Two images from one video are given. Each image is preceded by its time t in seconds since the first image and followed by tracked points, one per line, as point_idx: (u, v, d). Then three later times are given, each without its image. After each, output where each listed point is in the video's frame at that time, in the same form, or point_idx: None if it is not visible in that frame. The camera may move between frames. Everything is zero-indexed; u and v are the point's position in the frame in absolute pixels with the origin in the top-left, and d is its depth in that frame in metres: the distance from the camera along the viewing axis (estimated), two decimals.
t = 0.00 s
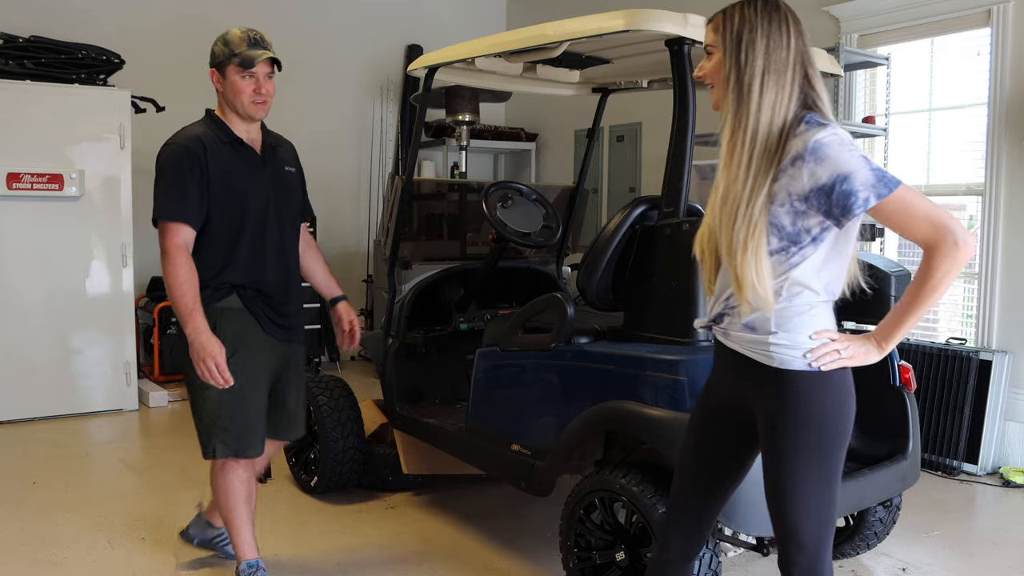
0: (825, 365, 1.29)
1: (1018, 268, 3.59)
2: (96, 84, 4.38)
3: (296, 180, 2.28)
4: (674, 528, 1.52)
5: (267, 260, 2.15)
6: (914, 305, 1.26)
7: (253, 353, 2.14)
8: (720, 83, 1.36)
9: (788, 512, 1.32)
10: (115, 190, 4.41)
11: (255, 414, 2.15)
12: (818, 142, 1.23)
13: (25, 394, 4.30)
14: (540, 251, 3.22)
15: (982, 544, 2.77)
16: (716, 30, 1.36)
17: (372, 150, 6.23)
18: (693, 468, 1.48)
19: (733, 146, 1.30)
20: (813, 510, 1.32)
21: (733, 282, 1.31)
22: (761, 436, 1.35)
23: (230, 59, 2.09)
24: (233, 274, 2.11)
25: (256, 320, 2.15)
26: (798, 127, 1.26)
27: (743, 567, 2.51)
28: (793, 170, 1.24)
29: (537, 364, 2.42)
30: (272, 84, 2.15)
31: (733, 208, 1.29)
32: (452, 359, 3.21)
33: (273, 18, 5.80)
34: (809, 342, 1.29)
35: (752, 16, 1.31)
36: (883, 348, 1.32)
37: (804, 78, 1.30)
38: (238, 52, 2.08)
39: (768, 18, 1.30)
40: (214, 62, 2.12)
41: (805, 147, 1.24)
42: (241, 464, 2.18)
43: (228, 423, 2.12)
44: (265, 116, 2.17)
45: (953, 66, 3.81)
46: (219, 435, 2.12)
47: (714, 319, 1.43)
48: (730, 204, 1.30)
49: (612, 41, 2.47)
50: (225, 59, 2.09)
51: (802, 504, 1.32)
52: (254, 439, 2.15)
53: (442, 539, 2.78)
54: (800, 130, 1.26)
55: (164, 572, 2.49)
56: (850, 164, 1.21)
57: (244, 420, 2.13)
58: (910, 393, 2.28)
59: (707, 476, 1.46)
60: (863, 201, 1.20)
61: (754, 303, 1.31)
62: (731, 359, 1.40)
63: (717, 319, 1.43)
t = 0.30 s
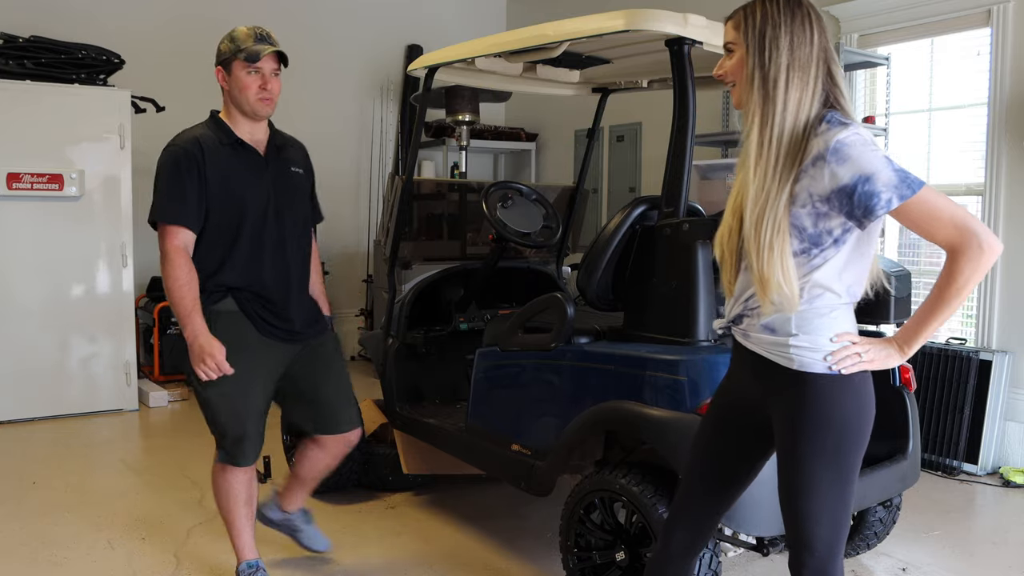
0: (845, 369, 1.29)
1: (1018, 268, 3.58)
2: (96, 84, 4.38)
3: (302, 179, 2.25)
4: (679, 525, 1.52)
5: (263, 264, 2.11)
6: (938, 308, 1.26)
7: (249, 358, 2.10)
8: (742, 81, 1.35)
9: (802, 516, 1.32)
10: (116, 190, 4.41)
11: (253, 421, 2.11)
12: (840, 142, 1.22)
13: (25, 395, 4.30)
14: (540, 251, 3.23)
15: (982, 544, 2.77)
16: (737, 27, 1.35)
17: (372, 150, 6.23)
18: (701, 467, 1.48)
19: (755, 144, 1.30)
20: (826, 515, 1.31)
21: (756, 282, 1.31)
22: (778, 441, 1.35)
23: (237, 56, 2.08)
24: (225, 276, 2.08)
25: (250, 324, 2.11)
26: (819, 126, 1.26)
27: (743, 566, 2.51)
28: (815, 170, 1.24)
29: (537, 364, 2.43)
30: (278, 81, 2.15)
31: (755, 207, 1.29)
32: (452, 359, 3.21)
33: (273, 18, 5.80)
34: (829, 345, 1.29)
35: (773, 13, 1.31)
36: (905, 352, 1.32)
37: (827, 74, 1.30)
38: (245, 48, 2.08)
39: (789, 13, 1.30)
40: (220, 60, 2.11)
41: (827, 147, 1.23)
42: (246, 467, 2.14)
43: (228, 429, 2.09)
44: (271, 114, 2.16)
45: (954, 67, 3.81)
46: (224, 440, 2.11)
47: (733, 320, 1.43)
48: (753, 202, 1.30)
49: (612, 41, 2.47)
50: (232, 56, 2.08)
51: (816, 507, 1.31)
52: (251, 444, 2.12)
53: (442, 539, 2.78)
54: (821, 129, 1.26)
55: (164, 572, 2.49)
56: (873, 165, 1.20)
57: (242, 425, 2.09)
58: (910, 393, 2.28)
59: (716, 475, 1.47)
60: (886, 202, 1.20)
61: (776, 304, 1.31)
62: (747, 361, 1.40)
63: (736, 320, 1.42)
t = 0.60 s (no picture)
0: (861, 366, 1.29)
1: (1018, 268, 3.58)
2: (96, 84, 4.38)
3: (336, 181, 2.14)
4: (679, 525, 1.53)
5: (288, 270, 2.05)
6: (946, 303, 1.27)
7: (252, 365, 2.04)
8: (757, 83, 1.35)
9: (807, 517, 1.32)
10: (115, 190, 4.41)
11: (256, 424, 2.06)
12: (851, 142, 1.22)
13: (24, 394, 4.30)
14: (540, 251, 3.23)
15: (982, 544, 2.77)
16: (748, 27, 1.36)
17: (372, 150, 6.23)
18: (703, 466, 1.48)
19: (767, 144, 1.30)
20: (832, 516, 1.31)
21: (769, 281, 1.31)
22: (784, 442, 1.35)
23: (232, 61, 2.01)
24: (234, 280, 2.01)
25: (261, 327, 2.04)
26: (831, 126, 1.26)
27: (743, 566, 2.51)
28: (828, 170, 1.24)
29: (537, 365, 2.43)
30: (277, 78, 2.02)
31: (767, 208, 1.29)
32: (452, 359, 3.22)
33: (273, 18, 5.80)
34: (843, 345, 1.29)
35: (784, 13, 1.31)
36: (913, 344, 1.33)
37: (839, 72, 1.30)
38: (236, 52, 2.00)
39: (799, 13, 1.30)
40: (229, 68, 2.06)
41: (839, 148, 1.23)
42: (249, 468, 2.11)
43: (229, 427, 2.05)
44: (277, 113, 2.04)
45: (953, 67, 3.81)
46: (226, 441, 2.07)
47: (745, 320, 1.43)
48: (765, 202, 1.30)
49: (612, 41, 2.47)
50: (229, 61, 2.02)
51: (822, 510, 1.31)
52: (254, 449, 2.07)
53: (442, 540, 2.78)
54: (833, 129, 1.25)
55: (164, 572, 2.49)
56: (886, 165, 1.20)
57: (242, 427, 2.05)
58: (910, 392, 2.29)
59: (719, 476, 1.47)
60: (898, 203, 1.20)
61: (790, 304, 1.31)
62: (753, 360, 1.41)
63: (748, 319, 1.42)
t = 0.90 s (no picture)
0: (864, 362, 1.29)
1: (1018, 268, 3.58)
2: (96, 84, 4.38)
3: (379, 194, 2.13)
4: (678, 522, 1.53)
5: (320, 272, 2.02)
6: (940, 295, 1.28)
7: (281, 365, 2.02)
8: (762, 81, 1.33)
9: (806, 517, 1.32)
10: (116, 190, 4.41)
11: (288, 423, 2.04)
12: (851, 139, 1.23)
13: (24, 394, 4.30)
14: (540, 251, 3.23)
15: (982, 544, 2.77)
16: (755, 25, 1.32)
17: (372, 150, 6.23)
18: (702, 465, 1.48)
19: (769, 142, 1.30)
20: (831, 516, 1.31)
21: (770, 278, 1.31)
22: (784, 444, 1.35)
23: (273, 55, 2.00)
24: (264, 282, 1.99)
25: (287, 328, 2.02)
26: (829, 124, 1.27)
27: (743, 566, 2.51)
28: (829, 168, 1.24)
29: (537, 365, 2.43)
30: (316, 73, 2.00)
31: (768, 203, 1.29)
32: (452, 359, 3.24)
33: (274, 18, 5.81)
34: (846, 344, 1.29)
35: (783, 10, 1.31)
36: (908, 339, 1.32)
37: (835, 72, 1.31)
38: (277, 45, 1.99)
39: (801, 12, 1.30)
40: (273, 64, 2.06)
41: (840, 144, 1.24)
42: (263, 469, 2.12)
43: (260, 427, 2.03)
44: (315, 109, 2.01)
45: (953, 67, 3.82)
46: (257, 441, 2.05)
47: (742, 320, 1.43)
48: (767, 199, 1.29)
49: (612, 41, 2.47)
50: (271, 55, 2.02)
51: (821, 509, 1.31)
52: (286, 449, 2.04)
53: (442, 539, 2.78)
54: (831, 128, 1.26)
55: (164, 572, 2.49)
56: (888, 162, 1.21)
57: (274, 426, 2.02)
58: (910, 392, 2.29)
59: (716, 476, 1.47)
60: (900, 199, 1.21)
61: (790, 300, 1.30)
62: (751, 359, 1.41)
63: (745, 319, 1.42)
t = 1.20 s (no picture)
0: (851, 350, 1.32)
1: (1018, 268, 3.58)
2: (96, 84, 4.38)
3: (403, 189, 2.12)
4: (667, 527, 1.52)
5: (344, 271, 2.02)
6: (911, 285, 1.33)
7: (305, 363, 2.02)
8: (777, 80, 1.32)
9: (797, 513, 1.33)
10: (115, 190, 4.41)
11: (310, 422, 2.03)
12: (843, 141, 1.25)
13: (24, 394, 4.29)
14: (540, 251, 3.23)
15: (982, 544, 2.77)
16: (778, 22, 1.32)
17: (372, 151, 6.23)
18: (689, 468, 1.48)
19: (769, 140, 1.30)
20: (822, 511, 1.32)
21: (764, 274, 1.30)
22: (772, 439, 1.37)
23: (304, 54, 1.99)
24: (288, 278, 2.00)
25: (312, 329, 2.02)
26: (818, 128, 1.28)
27: (743, 567, 2.51)
28: (825, 169, 1.25)
29: (537, 365, 2.43)
30: (346, 74, 1.99)
31: (777, 200, 1.27)
32: (452, 359, 3.24)
33: (274, 18, 5.80)
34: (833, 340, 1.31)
35: (777, 14, 1.32)
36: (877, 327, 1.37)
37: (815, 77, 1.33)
38: (308, 45, 1.98)
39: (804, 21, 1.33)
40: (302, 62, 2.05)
41: (834, 145, 1.25)
42: (278, 474, 2.10)
43: (280, 427, 2.02)
44: (343, 110, 2.01)
45: (953, 68, 3.81)
46: (276, 441, 2.03)
47: (723, 322, 1.42)
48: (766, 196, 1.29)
49: (612, 42, 2.47)
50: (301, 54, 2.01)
51: (811, 504, 1.32)
52: (307, 450, 2.02)
53: (442, 540, 2.78)
54: (822, 130, 1.28)
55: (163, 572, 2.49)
56: (880, 164, 1.24)
57: (295, 424, 2.01)
58: (910, 392, 2.29)
59: (708, 479, 1.47)
60: (891, 200, 1.24)
61: (781, 295, 1.30)
62: (732, 359, 1.41)
63: (727, 322, 1.41)
